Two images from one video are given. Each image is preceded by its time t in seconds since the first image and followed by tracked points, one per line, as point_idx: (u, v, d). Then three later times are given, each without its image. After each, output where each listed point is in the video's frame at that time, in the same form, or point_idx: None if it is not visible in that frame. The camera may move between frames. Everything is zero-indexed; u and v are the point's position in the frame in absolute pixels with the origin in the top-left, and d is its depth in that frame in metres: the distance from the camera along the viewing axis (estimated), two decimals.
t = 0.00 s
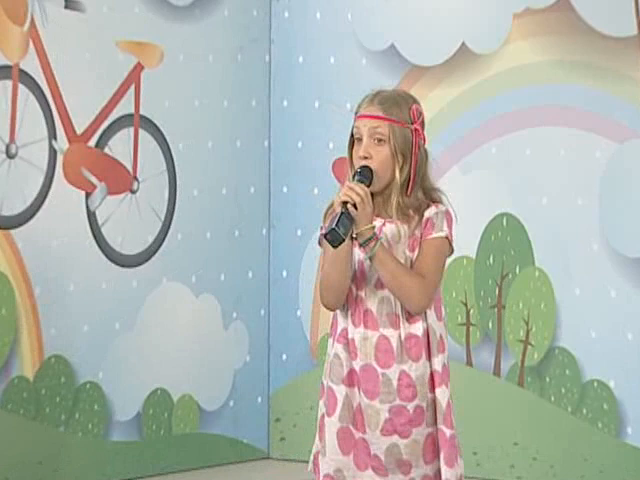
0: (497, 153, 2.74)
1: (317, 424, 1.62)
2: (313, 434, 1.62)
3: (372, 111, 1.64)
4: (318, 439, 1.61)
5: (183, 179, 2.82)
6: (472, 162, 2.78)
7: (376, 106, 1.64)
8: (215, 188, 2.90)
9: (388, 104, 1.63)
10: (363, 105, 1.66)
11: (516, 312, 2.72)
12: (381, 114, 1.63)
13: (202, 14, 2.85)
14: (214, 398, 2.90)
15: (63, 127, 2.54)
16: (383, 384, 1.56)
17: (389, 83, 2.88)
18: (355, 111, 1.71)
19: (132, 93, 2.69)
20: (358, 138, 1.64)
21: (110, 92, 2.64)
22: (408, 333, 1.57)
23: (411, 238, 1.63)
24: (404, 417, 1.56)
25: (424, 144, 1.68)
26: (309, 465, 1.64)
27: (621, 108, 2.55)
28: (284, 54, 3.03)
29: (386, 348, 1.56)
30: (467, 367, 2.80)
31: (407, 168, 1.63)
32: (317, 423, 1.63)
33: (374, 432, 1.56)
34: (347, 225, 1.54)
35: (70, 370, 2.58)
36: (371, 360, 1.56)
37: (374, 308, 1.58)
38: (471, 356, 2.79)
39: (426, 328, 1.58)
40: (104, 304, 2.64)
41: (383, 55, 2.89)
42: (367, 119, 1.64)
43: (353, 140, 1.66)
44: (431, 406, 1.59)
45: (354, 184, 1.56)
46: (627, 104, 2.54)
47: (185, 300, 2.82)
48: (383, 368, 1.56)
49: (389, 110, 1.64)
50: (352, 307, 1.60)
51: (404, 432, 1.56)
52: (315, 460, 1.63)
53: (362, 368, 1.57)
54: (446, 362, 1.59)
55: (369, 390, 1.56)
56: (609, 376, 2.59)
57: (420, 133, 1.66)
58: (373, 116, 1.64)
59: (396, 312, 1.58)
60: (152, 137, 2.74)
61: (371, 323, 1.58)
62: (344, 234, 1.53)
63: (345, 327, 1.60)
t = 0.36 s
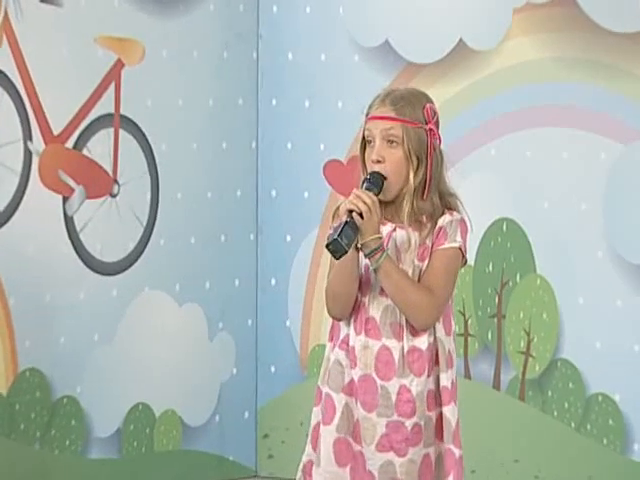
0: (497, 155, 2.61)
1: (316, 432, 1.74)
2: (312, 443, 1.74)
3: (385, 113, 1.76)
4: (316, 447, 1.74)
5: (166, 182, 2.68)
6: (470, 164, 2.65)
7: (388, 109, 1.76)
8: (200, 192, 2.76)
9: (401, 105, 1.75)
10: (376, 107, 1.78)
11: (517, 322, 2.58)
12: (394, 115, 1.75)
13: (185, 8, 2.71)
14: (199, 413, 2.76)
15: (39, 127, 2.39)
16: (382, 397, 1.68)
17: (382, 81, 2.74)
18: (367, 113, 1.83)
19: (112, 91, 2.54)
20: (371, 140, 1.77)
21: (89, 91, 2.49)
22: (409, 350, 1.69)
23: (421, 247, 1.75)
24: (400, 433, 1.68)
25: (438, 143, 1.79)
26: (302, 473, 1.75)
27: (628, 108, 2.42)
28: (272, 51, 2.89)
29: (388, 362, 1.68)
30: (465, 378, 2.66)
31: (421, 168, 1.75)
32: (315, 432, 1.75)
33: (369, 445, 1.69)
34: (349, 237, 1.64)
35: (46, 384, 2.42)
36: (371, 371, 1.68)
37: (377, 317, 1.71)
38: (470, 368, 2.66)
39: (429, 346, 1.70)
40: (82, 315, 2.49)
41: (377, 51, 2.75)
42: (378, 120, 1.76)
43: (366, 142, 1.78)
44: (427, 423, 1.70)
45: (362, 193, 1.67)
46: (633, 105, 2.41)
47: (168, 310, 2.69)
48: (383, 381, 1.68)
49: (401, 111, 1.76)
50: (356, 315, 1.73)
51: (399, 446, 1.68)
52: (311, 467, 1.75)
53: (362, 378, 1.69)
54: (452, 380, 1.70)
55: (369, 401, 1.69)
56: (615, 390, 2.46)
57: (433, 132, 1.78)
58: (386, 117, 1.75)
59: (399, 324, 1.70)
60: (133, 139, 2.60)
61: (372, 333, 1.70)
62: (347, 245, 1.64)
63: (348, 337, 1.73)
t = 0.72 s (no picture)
0: (498, 155, 2.48)
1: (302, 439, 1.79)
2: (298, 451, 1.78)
3: (385, 110, 1.73)
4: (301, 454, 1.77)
5: (151, 184, 2.55)
6: (469, 165, 2.53)
7: (387, 106, 1.73)
8: (186, 194, 2.64)
9: (399, 101, 1.73)
10: (374, 104, 1.75)
11: (519, 332, 2.46)
12: (393, 112, 1.73)
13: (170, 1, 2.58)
14: (184, 426, 2.64)
15: (14, 124, 2.25)
16: (368, 408, 1.68)
17: (377, 78, 2.61)
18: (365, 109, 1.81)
19: (93, 88, 2.41)
20: (369, 139, 1.74)
21: (69, 87, 2.35)
22: (399, 359, 1.68)
23: (415, 251, 1.73)
24: (387, 446, 1.67)
25: (441, 140, 1.76)
26: None
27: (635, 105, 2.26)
28: (262, 46, 2.77)
29: (375, 372, 1.68)
30: (466, 391, 2.55)
31: (421, 167, 1.72)
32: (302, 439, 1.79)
33: (354, 458, 1.69)
34: (331, 240, 1.64)
35: (22, 397, 2.28)
36: (359, 380, 1.68)
37: (366, 324, 1.70)
38: (470, 380, 2.54)
39: (420, 356, 1.68)
40: (61, 323, 2.36)
41: (371, 47, 2.62)
42: (377, 117, 1.73)
43: (363, 140, 1.76)
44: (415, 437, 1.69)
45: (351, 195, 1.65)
46: None
47: (152, 319, 2.56)
48: (370, 391, 1.68)
49: (400, 107, 1.73)
50: (347, 323, 1.73)
51: (384, 460, 1.67)
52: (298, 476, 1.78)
53: (349, 387, 1.69)
54: (446, 392, 1.68)
55: (355, 411, 1.69)
56: (622, 403, 2.32)
57: (435, 128, 1.75)
58: (384, 115, 1.73)
59: (389, 332, 1.69)
60: (115, 138, 2.47)
61: (362, 340, 1.70)
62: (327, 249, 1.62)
63: (338, 344, 1.74)
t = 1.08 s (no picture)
0: (496, 157, 2.36)
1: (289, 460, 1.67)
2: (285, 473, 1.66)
3: (376, 114, 1.62)
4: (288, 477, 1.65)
5: (132, 187, 2.43)
6: (465, 167, 2.41)
7: (378, 110, 1.63)
8: (169, 198, 2.51)
9: (391, 104, 1.63)
10: (363, 108, 1.64)
11: (519, 343, 2.34)
12: (385, 116, 1.62)
13: None
14: (167, 442, 2.51)
15: None
16: (358, 427, 1.56)
17: (370, 76, 2.50)
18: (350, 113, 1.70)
19: (72, 86, 2.29)
20: (362, 146, 1.63)
21: (45, 85, 2.23)
22: (392, 374, 1.56)
23: (406, 261, 1.61)
24: (377, 467, 1.55)
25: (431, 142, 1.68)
26: None
27: None
28: (249, 43, 2.65)
29: (366, 388, 1.56)
30: (464, 406, 2.43)
31: (416, 172, 1.63)
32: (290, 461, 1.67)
33: None
34: (309, 256, 1.53)
35: None
36: (348, 397, 1.56)
37: (357, 339, 1.59)
38: (468, 393, 2.42)
39: (415, 371, 1.56)
40: (37, 334, 2.23)
41: (364, 44, 2.50)
42: (369, 122, 1.62)
43: (353, 147, 1.64)
44: (409, 457, 1.57)
45: (334, 207, 1.55)
46: None
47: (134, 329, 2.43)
48: (360, 408, 1.56)
49: (391, 110, 1.63)
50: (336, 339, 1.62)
51: None
52: None
53: (338, 405, 1.57)
54: (444, 407, 1.57)
55: (344, 430, 1.57)
56: (628, 417, 2.20)
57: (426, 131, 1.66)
58: (376, 119, 1.62)
59: (379, 348, 1.57)
60: (95, 139, 2.35)
61: (352, 356, 1.58)
62: (304, 267, 1.52)
63: (327, 360, 1.62)
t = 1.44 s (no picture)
0: (496, 160, 2.23)
1: None
2: None
3: (338, 119, 1.58)
4: None
5: (111, 192, 2.31)
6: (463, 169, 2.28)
7: (340, 114, 1.58)
8: (150, 204, 2.39)
9: (353, 108, 1.59)
10: (322, 113, 1.59)
11: (519, 356, 2.22)
12: (347, 121, 1.58)
13: None
14: (147, 461, 2.39)
15: None
16: (348, 448, 1.51)
17: (361, 76, 2.38)
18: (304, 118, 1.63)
19: (46, 85, 2.17)
20: (325, 152, 1.58)
21: (19, 84, 2.11)
22: (377, 389, 1.52)
23: (380, 267, 1.57)
24: None
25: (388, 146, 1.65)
26: None
27: None
28: (235, 40, 2.53)
29: (353, 407, 1.51)
30: (460, 422, 2.30)
31: (379, 177, 1.59)
32: None
33: None
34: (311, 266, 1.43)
35: None
36: (334, 418, 1.52)
37: (336, 355, 1.53)
38: (465, 409, 2.30)
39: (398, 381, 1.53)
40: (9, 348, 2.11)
41: (355, 41, 2.39)
42: (332, 127, 1.57)
43: (315, 154, 1.59)
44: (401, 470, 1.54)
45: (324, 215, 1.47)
46: None
47: (113, 341, 2.31)
48: (348, 427, 1.52)
49: (353, 114, 1.59)
50: (312, 356, 1.54)
51: None
52: None
53: (324, 428, 1.52)
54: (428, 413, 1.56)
55: (333, 452, 1.52)
56: (633, 434, 2.08)
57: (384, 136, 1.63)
58: (339, 124, 1.58)
59: (362, 361, 1.53)
60: (71, 141, 2.22)
61: (333, 374, 1.53)
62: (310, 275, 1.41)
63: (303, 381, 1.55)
